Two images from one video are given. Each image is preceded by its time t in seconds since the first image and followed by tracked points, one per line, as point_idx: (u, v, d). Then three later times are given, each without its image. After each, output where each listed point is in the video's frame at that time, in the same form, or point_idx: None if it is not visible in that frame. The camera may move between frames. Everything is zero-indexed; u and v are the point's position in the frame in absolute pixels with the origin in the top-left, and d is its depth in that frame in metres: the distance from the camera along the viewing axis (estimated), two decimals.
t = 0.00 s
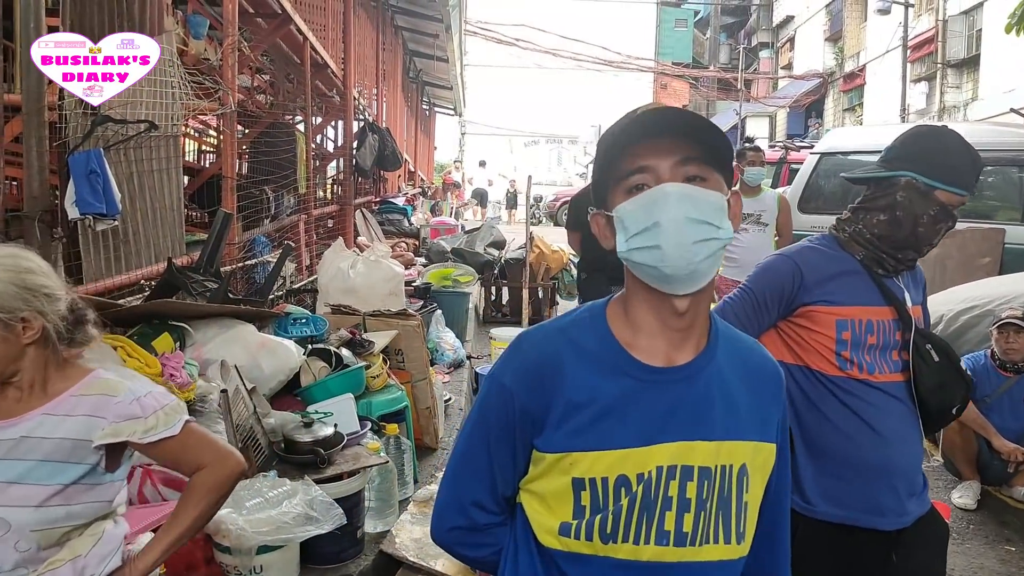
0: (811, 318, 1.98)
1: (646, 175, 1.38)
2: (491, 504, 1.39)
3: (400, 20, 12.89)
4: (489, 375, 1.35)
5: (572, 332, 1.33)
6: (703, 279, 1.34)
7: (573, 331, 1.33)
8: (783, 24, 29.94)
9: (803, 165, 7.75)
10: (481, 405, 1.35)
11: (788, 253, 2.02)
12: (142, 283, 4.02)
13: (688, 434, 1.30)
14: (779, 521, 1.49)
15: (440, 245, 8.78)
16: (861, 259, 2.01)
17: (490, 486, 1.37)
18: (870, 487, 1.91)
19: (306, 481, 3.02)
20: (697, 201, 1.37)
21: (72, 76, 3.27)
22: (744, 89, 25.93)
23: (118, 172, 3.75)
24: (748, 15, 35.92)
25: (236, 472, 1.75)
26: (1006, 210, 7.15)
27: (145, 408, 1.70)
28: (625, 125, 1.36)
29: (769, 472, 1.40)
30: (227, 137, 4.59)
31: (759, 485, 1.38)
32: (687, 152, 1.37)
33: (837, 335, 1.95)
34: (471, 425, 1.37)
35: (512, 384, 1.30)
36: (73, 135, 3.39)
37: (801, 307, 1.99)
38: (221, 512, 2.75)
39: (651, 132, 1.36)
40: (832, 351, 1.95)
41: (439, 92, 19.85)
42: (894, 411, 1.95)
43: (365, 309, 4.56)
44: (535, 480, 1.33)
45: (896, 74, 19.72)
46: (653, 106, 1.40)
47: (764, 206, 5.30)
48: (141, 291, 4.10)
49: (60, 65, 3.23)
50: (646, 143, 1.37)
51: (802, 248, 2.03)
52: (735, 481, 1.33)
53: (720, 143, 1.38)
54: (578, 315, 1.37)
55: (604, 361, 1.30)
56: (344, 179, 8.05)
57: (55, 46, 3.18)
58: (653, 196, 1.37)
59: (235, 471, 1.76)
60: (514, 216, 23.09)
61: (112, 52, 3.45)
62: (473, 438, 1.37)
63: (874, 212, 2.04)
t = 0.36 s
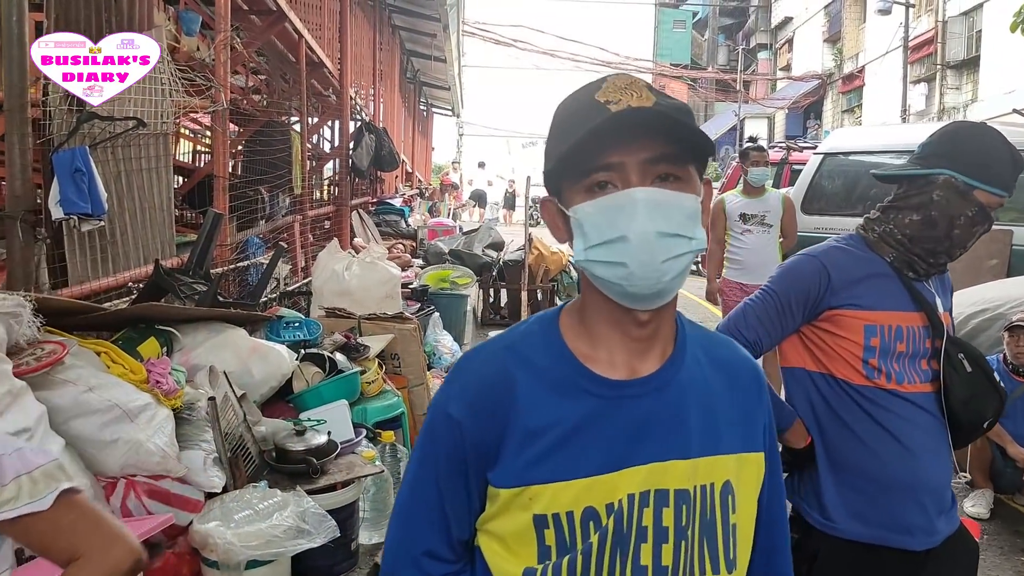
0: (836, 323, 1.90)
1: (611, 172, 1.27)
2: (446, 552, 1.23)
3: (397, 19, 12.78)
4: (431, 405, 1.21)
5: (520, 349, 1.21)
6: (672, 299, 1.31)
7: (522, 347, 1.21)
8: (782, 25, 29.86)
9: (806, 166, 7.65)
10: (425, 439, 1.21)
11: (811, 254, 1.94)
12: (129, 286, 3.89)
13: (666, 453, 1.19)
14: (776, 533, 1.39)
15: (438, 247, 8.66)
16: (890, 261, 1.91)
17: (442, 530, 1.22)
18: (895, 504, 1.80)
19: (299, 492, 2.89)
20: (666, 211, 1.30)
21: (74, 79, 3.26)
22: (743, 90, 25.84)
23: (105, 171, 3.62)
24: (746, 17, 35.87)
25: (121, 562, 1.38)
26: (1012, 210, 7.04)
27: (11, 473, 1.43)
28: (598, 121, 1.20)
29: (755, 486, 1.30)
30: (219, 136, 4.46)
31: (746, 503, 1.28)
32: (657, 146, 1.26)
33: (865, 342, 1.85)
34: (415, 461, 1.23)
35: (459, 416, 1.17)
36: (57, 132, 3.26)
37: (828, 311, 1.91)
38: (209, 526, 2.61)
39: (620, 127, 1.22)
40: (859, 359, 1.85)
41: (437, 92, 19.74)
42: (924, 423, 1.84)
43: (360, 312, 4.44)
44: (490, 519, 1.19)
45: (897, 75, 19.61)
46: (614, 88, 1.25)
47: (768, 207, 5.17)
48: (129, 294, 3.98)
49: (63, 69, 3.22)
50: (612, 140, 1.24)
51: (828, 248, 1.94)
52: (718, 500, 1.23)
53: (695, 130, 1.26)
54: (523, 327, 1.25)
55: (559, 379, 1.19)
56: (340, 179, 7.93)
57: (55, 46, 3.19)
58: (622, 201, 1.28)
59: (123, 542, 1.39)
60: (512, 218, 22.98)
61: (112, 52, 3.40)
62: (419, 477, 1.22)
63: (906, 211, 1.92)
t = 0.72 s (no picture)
0: (859, 325, 1.78)
1: (502, 163, 1.12)
2: None
3: (381, 19, 12.64)
4: (315, 457, 1.06)
5: (414, 385, 1.06)
6: (587, 311, 1.15)
7: (416, 383, 1.06)
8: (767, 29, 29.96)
9: (794, 169, 7.59)
10: (310, 496, 1.06)
11: (840, 249, 1.82)
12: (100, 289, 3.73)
13: (590, 499, 1.05)
14: (728, 565, 1.26)
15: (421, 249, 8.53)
16: (920, 265, 1.79)
17: None
18: (903, 522, 1.73)
19: (274, 507, 2.77)
20: (574, 206, 1.13)
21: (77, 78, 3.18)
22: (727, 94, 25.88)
23: (74, 169, 3.48)
24: (730, 21, 36.03)
25: None
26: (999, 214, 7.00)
27: None
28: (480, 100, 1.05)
29: (702, 518, 1.15)
30: (195, 134, 4.31)
31: (694, 543, 1.13)
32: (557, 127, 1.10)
33: (890, 349, 1.75)
34: (300, 522, 1.07)
35: (344, 473, 1.02)
36: (23, 128, 3.11)
37: (852, 312, 1.80)
38: (178, 542, 2.47)
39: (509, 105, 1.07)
40: (882, 368, 1.76)
41: (421, 93, 19.58)
42: (941, 437, 1.75)
43: (341, 316, 4.29)
44: None
45: (881, 79, 19.68)
46: (495, 63, 1.10)
47: (758, 210, 5.08)
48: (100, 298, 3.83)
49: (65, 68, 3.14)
50: (501, 123, 1.08)
51: (858, 245, 1.83)
52: (655, 546, 1.08)
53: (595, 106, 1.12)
54: (414, 356, 1.10)
55: (458, 420, 1.03)
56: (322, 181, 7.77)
57: (55, 46, 3.08)
58: (519, 199, 1.12)
59: None
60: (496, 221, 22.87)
61: (113, 52, 3.26)
62: (306, 538, 1.07)
63: (942, 215, 1.80)
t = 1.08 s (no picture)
0: (926, 317, 1.79)
1: (480, 149, 1.06)
2: None
3: (349, 17, 12.48)
4: (308, 491, 1.02)
5: (407, 403, 1.01)
6: (587, 309, 1.09)
7: (410, 401, 1.01)
8: (730, 33, 30.31)
9: (765, 172, 7.64)
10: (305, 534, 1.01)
11: (922, 238, 1.83)
12: (64, 291, 3.58)
13: (614, 516, 1.00)
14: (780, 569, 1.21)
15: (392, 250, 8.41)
16: (983, 276, 1.83)
17: None
18: (930, 521, 1.76)
19: (252, 518, 2.65)
20: (562, 192, 1.09)
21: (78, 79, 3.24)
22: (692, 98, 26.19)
23: (38, 166, 3.33)
24: (694, 26, 36.49)
25: None
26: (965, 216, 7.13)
27: None
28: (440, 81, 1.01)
29: (742, 523, 1.10)
30: (163, 131, 4.17)
31: (735, 548, 1.08)
32: (537, 105, 1.04)
33: (951, 345, 1.77)
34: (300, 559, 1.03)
35: (339, 507, 0.97)
36: None
37: (919, 301, 1.80)
38: (154, 556, 2.35)
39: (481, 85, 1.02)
40: (938, 363, 1.77)
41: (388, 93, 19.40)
42: (979, 440, 1.80)
43: (317, 320, 4.21)
44: None
45: (844, 85, 20.00)
46: (466, 40, 1.05)
47: (735, 212, 5.09)
48: (64, 299, 3.67)
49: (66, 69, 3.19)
50: (475, 104, 1.03)
51: (940, 239, 1.84)
52: (687, 560, 1.02)
53: (581, 75, 1.05)
54: (401, 376, 1.06)
55: (457, 439, 0.98)
56: (291, 181, 7.62)
57: (55, 46, 3.12)
58: (503, 187, 1.07)
59: None
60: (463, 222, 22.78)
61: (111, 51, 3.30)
62: None
63: (1005, 235, 1.86)
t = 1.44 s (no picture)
0: (923, 319, 1.90)
1: (609, 150, 1.05)
2: None
3: (290, 10, 12.21)
4: (405, 516, 0.99)
5: (515, 419, 1.01)
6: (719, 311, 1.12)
7: (519, 416, 1.01)
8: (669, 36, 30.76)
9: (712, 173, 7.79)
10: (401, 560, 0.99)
11: (920, 242, 1.93)
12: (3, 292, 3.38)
13: (737, 526, 1.04)
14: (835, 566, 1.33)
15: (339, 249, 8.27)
16: (972, 280, 1.98)
17: None
18: (925, 515, 1.88)
19: (213, 528, 2.52)
20: (696, 192, 1.10)
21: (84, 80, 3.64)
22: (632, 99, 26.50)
23: None
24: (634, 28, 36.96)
25: None
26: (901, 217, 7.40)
27: None
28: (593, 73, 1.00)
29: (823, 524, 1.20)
30: (108, 125, 3.98)
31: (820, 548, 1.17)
32: (666, 102, 1.05)
33: (946, 346, 1.90)
34: None
35: (455, 531, 0.96)
36: None
37: (918, 303, 1.91)
38: (110, 571, 2.22)
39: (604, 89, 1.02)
40: (935, 363, 1.89)
41: (328, 89, 19.06)
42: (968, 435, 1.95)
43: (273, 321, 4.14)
44: None
45: (781, 89, 20.51)
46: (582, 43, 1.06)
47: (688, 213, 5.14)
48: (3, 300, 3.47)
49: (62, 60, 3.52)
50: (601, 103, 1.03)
51: (935, 244, 1.96)
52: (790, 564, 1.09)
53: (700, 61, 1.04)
54: (499, 390, 1.05)
55: (579, 455, 0.99)
56: (235, 178, 7.42)
57: (55, 46, 3.45)
58: (635, 188, 1.07)
59: None
60: (404, 220, 22.56)
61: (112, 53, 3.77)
62: None
63: (992, 239, 2.03)
